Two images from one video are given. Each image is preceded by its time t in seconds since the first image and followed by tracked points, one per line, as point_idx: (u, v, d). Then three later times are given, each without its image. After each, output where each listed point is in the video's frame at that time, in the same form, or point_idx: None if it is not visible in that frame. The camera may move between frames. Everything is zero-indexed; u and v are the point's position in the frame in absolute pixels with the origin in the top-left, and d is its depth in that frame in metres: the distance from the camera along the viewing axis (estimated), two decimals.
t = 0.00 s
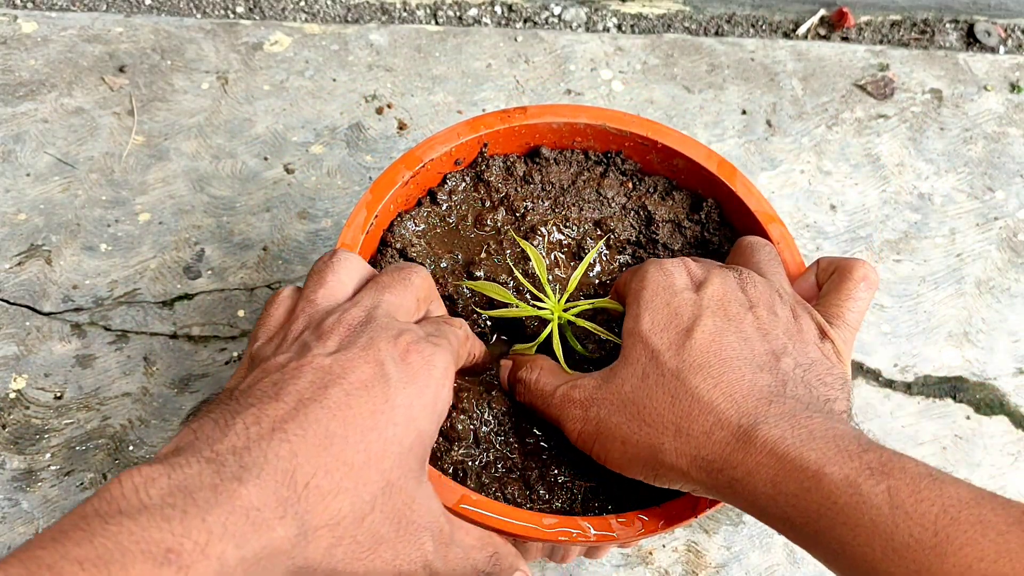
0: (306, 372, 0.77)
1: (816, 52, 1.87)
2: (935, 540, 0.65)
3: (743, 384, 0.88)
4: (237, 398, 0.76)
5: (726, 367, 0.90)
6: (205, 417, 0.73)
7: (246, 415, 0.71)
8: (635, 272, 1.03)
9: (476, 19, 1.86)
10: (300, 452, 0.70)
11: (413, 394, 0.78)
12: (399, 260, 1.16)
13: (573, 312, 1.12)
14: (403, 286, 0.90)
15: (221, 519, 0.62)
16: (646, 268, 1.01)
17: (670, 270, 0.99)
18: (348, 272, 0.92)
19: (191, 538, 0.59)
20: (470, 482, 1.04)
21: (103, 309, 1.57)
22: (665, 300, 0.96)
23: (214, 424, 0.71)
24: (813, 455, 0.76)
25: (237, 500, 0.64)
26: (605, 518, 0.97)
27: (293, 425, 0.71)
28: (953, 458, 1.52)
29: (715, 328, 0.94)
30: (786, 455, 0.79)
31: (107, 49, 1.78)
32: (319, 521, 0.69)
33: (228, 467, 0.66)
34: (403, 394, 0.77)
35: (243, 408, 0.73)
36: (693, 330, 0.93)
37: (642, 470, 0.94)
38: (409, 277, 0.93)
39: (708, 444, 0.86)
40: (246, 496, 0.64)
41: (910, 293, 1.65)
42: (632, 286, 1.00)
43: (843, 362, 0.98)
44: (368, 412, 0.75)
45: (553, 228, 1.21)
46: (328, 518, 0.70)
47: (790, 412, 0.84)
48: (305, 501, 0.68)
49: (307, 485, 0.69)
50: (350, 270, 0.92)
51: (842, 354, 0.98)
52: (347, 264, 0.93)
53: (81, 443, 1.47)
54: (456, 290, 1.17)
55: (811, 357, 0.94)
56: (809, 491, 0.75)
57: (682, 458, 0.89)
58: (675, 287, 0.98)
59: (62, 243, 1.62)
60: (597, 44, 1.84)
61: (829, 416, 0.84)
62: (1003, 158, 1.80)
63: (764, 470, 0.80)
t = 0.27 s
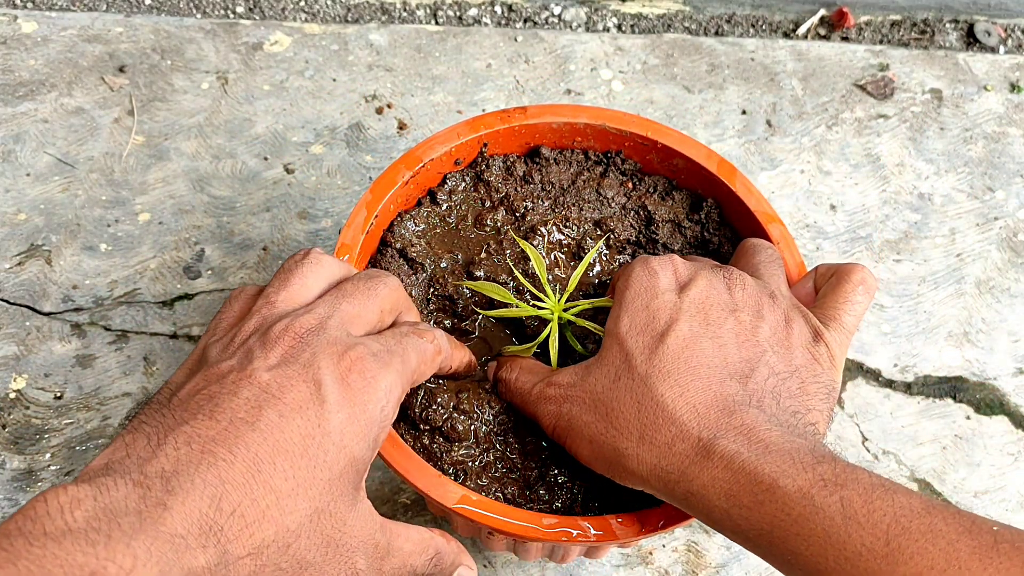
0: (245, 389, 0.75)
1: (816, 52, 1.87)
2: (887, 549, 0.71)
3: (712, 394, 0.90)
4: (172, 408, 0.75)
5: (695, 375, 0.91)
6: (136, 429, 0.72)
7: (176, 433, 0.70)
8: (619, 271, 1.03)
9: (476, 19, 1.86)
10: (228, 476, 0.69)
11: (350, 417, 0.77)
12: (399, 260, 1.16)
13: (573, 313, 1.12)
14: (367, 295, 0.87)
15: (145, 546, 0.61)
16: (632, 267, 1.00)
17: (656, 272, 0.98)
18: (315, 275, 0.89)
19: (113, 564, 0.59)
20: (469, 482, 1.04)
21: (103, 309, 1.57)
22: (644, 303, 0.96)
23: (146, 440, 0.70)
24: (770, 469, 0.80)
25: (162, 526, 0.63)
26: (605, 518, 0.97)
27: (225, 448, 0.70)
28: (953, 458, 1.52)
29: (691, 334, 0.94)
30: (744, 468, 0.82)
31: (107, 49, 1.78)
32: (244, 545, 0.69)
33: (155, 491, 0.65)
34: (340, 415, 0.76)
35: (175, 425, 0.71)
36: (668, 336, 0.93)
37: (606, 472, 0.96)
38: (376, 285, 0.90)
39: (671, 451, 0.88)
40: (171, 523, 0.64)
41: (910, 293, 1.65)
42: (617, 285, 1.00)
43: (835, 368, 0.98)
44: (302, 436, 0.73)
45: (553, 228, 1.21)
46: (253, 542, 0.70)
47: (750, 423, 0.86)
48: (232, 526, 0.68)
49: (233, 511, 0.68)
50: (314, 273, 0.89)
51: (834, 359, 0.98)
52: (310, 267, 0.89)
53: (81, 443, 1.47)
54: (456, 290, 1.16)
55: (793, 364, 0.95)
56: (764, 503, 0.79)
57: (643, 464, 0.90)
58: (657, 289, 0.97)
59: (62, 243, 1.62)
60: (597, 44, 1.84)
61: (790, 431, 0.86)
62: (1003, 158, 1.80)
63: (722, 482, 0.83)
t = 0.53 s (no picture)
0: (240, 387, 0.74)
1: (816, 52, 1.87)
2: (867, 558, 0.72)
3: (702, 400, 0.90)
4: (168, 403, 0.75)
5: (688, 379, 0.91)
6: (131, 425, 0.72)
7: (170, 430, 0.70)
8: (620, 270, 1.03)
9: (476, 19, 1.86)
10: (219, 475, 0.69)
11: (343, 417, 0.76)
12: (399, 260, 1.16)
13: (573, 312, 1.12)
14: (366, 297, 0.87)
15: (136, 542, 0.62)
16: (631, 266, 1.00)
17: (655, 274, 0.98)
18: (314, 276, 0.89)
19: (103, 558, 0.59)
20: (469, 482, 1.04)
21: (103, 309, 1.57)
22: (642, 304, 0.96)
23: (140, 436, 0.70)
24: (756, 478, 0.81)
25: (152, 523, 0.63)
26: (605, 518, 0.97)
27: (217, 445, 0.70)
28: (953, 458, 1.52)
29: (686, 337, 0.94)
30: (730, 477, 0.82)
31: (107, 49, 1.78)
32: (234, 545, 0.69)
33: (146, 489, 0.65)
34: (334, 416, 0.76)
35: (169, 421, 0.71)
36: (664, 338, 0.93)
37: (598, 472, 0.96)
38: (377, 287, 0.90)
39: (659, 455, 0.88)
40: (161, 520, 0.64)
41: (910, 293, 1.65)
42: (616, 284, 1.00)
43: (833, 371, 0.98)
44: (295, 435, 0.73)
45: (553, 228, 1.21)
46: (242, 543, 0.70)
47: (739, 432, 0.86)
48: (221, 525, 0.68)
49: (222, 510, 0.68)
50: (315, 274, 0.89)
51: (834, 362, 0.98)
52: (312, 267, 0.89)
53: (81, 443, 1.47)
54: (456, 289, 1.16)
55: (790, 369, 0.95)
56: (749, 512, 0.80)
57: (632, 469, 0.91)
58: (655, 292, 0.97)
59: (62, 243, 1.62)
60: (597, 44, 1.84)
61: (778, 439, 0.87)
62: (1003, 158, 1.80)
63: (709, 491, 0.84)
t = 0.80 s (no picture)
0: (235, 393, 0.74)
1: (816, 52, 1.87)
2: (849, 562, 0.72)
3: (695, 403, 0.90)
4: (165, 409, 0.75)
5: (682, 382, 0.91)
6: (128, 433, 0.72)
7: (165, 438, 0.70)
8: (618, 270, 1.03)
9: (476, 19, 1.86)
10: (215, 483, 0.69)
11: (338, 423, 0.76)
12: (399, 260, 1.16)
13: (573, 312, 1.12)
14: (365, 300, 0.87)
15: (137, 551, 0.62)
16: (628, 267, 1.00)
17: (654, 274, 0.98)
18: (314, 277, 0.89)
19: (102, 566, 0.59)
20: (469, 482, 1.04)
21: (103, 309, 1.57)
22: (638, 305, 0.96)
23: (137, 445, 0.70)
24: (743, 482, 0.81)
25: (150, 533, 0.63)
26: (605, 518, 0.97)
27: (212, 454, 0.70)
28: (953, 458, 1.52)
29: (682, 339, 0.94)
30: (718, 482, 0.82)
31: (107, 49, 1.78)
32: (231, 552, 0.69)
33: (143, 498, 0.65)
34: (329, 421, 0.76)
35: (165, 429, 0.71)
36: (659, 340, 0.93)
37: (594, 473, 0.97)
38: (376, 289, 0.89)
39: (651, 459, 0.89)
40: (158, 529, 0.64)
41: (910, 293, 1.65)
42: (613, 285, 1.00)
43: (831, 372, 0.98)
44: (288, 442, 0.73)
45: (553, 228, 1.21)
46: (238, 551, 0.70)
47: (729, 436, 0.86)
48: (219, 532, 0.68)
49: (219, 518, 0.68)
50: (315, 276, 0.89)
51: (831, 363, 0.98)
52: (312, 269, 0.89)
53: (81, 443, 1.47)
54: (456, 289, 1.16)
55: (786, 372, 0.95)
56: (736, 516, 0.80)
57: (625, 472, 0.91)
58: (653, 291, 0.97)
59: (62, 243, 1.62)
60: (597, 44, 1.84)
61: (770, 443, 0.86)
62: (1003, 158, 1.80)
63: (697, 495, 0.84)
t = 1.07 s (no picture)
0: (226, 389, 0.74)
1: (816, 52, 1.87)
2: (849, 542, 0.71)
3: (693, 392, 0.90)
4: (159, 408, 0.75)
5: (680, 371, 0.91)
6: (123, 436, 0.73)
7: (159, 439, 0.71)
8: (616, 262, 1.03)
9: (476, 19, 1.86)
10: (210, 480, 0.69)
11: (329, 416, 0.76)
12: (399, 260, 1.16)
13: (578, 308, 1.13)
14: (356, 293, 0.86)
15: (137, 549, 0.62)
16: (626, 258, 1.00)
17: (652, 266, 0.98)
18: (308, 274, 0.89)
19: (106, 564, 0.60)
20: (470, 482, 1.04)
21: (103, 309, 1.57)
22: (636, 296, 0.96)
23: (132, 447, 0.71)
24: (743, 466, 0.81)
25: (148, 532, 0.64)
26: (605, 518, 0.97)
27: (206, 452, 0.70)
28: (953, 458, 1.52)
29: (680, 328, 0.94)
30: (718, 466, 0.83)
31: (107, 49, 1.78)
32: (231, 547, 0.70)
33: (141, 499, 0.66)
34: (319, 414, 0.75)
35: (159, 430, 0.72)
36: (658, 329, 0.93)
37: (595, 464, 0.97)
38: (368, 284, 0.89)
39: (650, 447, 0.89)
40: (156, 527, 0.65)
41: (910, 293, 1.65)
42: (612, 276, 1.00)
43: (825, 365, 0.99)
44: (282, 436, 0.73)
45: (553, 227, 1.21)
46: (237, 545, 0.70)
47: (730, 422, 0.87)
48: (217, 527, 0.69)
49: (216, 513, 0.69)
50: (309, 272, 0.89)
51: (825, 357, 0.98)
52: (306, 265, 0.89)
53: (81, 443, 1.47)
54: (456, 289, 1.16)
55: (782, 364, 0.95)
56: (736, 499, 0.80)
57: (624, 460, 0.91)
58: (650, 284, 0.97)
59: (62, 243, 1.62)
60: (597, 44, 1.84)
61: (768, 429, 0.86)
62: (1003, 158, 1.80)
63: (697, 479, 0.84)
